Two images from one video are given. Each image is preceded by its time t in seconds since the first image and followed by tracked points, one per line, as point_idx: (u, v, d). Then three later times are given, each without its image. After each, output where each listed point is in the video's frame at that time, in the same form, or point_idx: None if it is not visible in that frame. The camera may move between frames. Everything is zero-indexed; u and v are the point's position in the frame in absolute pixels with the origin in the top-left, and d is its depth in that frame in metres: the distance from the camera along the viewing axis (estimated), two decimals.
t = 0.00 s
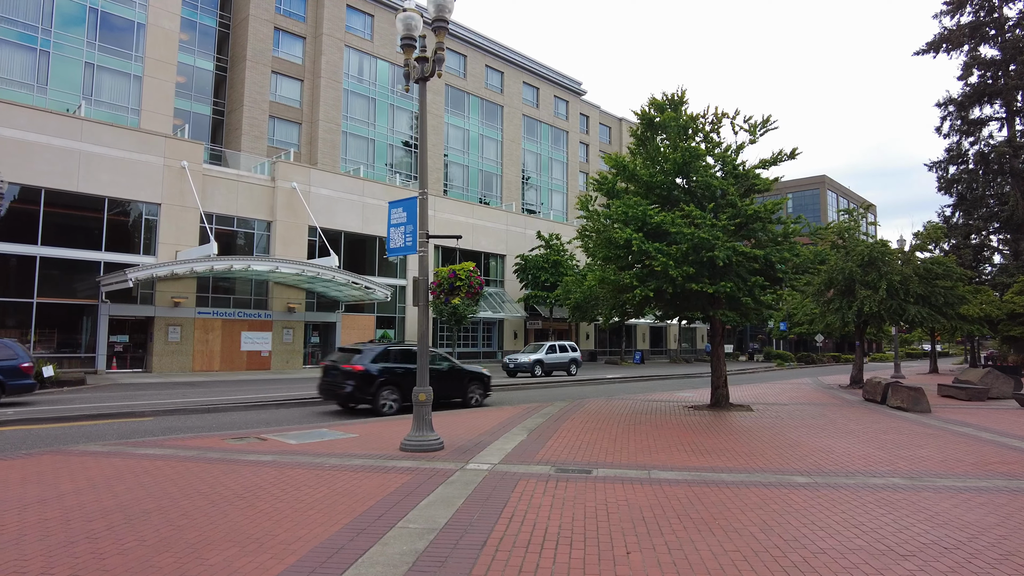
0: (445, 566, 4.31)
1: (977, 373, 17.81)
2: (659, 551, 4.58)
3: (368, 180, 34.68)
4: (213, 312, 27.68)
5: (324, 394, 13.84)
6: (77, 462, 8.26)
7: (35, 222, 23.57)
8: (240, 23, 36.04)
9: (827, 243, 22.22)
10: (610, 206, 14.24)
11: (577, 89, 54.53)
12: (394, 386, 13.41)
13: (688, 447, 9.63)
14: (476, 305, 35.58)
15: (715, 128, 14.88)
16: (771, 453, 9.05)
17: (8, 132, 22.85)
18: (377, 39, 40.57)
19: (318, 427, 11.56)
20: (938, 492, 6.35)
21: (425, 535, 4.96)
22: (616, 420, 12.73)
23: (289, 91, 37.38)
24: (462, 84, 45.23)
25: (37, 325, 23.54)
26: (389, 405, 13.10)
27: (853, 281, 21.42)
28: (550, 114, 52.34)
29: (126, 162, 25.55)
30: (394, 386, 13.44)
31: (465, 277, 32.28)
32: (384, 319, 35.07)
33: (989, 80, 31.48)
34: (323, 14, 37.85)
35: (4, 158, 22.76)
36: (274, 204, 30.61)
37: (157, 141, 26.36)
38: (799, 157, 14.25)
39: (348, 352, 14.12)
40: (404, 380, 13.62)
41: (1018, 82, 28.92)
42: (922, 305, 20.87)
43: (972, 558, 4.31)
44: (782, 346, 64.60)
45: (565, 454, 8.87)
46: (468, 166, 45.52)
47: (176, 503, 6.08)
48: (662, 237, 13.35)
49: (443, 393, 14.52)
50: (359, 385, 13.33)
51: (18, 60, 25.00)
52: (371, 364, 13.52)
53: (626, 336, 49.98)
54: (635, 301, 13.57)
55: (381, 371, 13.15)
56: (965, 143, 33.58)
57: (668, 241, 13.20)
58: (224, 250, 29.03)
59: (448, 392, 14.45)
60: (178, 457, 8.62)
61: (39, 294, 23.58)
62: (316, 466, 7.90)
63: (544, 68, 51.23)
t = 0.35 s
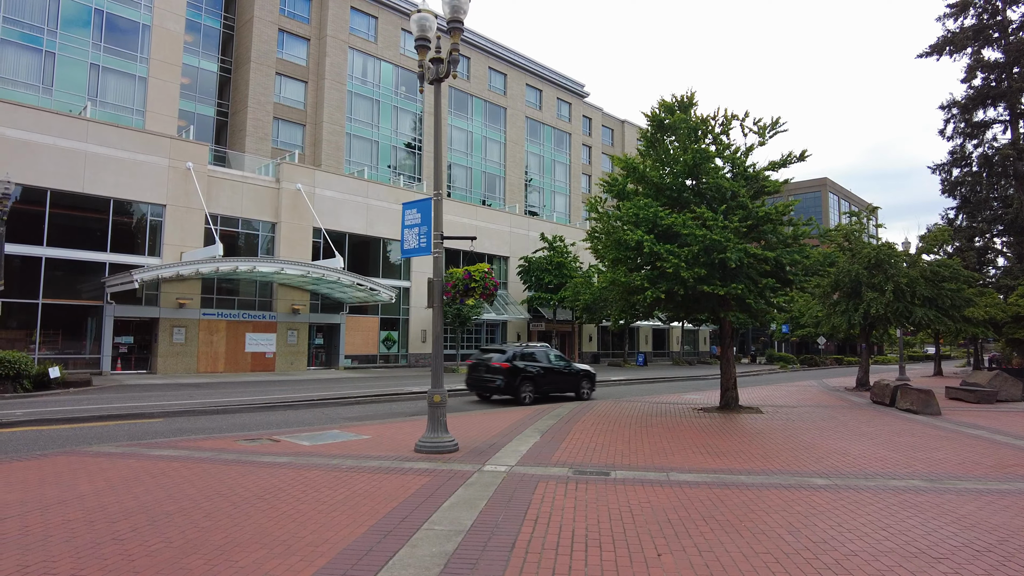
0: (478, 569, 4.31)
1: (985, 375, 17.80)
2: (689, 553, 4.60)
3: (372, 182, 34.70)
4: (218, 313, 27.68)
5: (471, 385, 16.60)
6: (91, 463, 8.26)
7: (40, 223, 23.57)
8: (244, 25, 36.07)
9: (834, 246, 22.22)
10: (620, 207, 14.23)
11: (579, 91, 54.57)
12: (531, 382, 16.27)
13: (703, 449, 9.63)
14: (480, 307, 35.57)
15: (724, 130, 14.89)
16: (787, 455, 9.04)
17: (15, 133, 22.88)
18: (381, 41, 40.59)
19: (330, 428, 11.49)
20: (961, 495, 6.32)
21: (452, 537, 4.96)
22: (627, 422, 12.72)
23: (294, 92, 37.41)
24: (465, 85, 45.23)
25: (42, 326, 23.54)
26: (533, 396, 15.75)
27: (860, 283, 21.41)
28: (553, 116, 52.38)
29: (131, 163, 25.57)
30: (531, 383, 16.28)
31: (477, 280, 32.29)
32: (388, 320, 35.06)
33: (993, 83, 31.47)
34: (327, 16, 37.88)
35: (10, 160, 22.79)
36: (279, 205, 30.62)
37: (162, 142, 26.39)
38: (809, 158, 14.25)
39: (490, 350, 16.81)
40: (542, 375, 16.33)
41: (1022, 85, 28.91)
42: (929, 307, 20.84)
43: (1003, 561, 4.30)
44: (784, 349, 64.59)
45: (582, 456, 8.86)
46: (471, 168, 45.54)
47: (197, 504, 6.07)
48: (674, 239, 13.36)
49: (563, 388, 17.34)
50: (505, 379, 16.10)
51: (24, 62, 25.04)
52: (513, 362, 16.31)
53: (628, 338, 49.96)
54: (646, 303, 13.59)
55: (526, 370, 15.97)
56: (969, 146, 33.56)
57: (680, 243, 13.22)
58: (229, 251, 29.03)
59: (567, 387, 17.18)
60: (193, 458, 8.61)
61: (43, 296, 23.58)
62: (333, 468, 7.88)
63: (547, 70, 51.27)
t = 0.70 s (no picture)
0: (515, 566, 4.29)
1: (1000, 376, 17.70)
2: (726, 550, 4.59)
3: (382, 183, 34.76)
4: (228, 313, 27.79)
5: (580, 381, 19.18)
6: (113, 461, 8.27)
7: (52, 223, 23.67)
8: (254, 25, 36.19)
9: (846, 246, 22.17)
10: (635, 207, 14.23)
11: (587, 92, 54.52)
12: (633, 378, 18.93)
13: (723, 449, 9.58)
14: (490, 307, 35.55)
15: (739, 130, 14.90)
16: (808, 455, 8.99)
17: (27, 132, 23.02)
18: (389, 42, 40.66)
19: (346, 427, 11.49)
20: (991, 495, 6.26)
21: (485, 534, 4.94)
22: (643, 422, 12.70)
23: (303, 93, 37.51)
24: (474, 86, 45.29)
25: (54, 326, 23.66)
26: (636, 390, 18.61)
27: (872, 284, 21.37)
28: (561, 116, 52.38)
29: (143, 163, 25.70)
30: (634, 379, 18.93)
31: (497, 280, 33.93)
32: (397, 320, 35.09)
33: (1004, 83, 31.27)
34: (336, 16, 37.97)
35: (25, 159, 22.95)
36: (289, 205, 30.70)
37: (173, 142, 26.53)
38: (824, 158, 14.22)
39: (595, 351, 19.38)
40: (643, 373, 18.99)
41: None
42: (943, 308, 20.74)
43: None
44: (792, 350, 64.34)
45: (603, 455, 8.86)
46: (480, 168, 45.58)
47: (224, 501, 6.06)
48: (689, 238, 13.38)
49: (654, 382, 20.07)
50: (612, 377, 18.66)
51: (37, 62, 25.19)
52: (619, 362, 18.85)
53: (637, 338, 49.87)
54: (661, 303, 13.62)
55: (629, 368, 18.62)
56: (980, 146, 33.38)
57: (695, 242, 13.22)
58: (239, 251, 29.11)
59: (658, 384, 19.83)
60: (214, 457, 8.62)
61: (55, 295, 23.70)
62: (355, 466, 7.87)
63: (554, 70, 51.25)
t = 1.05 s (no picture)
0: (584, 562, 4.25)
1: None
2: (798, 550, 4.49)
3: (413, 182, 34.97)
4: (265, 311, 28.29)
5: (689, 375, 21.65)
6: (167, 455, 8.44)
7: (96, 224, 24.34)
8: (287, 27, 36.73)
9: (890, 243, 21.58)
10: (676, 203, 14.06)
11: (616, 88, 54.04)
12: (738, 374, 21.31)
13: (773, 448, 9.37)
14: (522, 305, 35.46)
15: (782, 124, 14.61)
16: (864, 454, 8.74)
17: (73, 136, 23.73)
18: (419, 41, 40.90)
19: (389, 422, 11.57)
20: None
21: (547, 530, 4.94)
22: (686, 420, 12.54)
23: (335, 93, 37.93)
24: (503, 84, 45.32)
25: (99, 324, 24.33)
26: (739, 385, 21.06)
27: (917, 281, 20.79)
28: (590, 114, 52.05)
29: (182, 165, 26.31)
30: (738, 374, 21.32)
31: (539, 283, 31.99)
32: (429, 319, 35.30)
33: None
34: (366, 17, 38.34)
35: (71, 162, 23.69)
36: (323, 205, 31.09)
37: (211, 144, 27.11)
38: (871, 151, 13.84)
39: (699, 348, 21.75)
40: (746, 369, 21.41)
41: None
42: (993, 306, 20.04)
43: None
44: (827, 349, 62.97)
45: (652, 453, 8.75)
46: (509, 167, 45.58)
47: (283, 495, 6.14)
48: (732, 234, 13.18)
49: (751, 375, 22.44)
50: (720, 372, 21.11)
51: (81, 68, 25.86)
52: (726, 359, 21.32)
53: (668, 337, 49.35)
54: (704, 299, 13.46)
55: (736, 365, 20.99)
56: None
57: (738, 237, 13.01)
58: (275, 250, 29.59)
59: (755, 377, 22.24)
60: (264, 451, 8.74)
61: (100, 294, 24.39)
62: (404, 461, 7.89)
63: (584, 67, 50.96)
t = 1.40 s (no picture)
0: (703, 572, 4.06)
1: None
2: (939, 568, 4.13)
3: (482, 182, 35.24)
4: (343, 311, 29.22)
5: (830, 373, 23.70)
6: (265, 450, 8.76)
7: (186, 229, 25.84)
8: (359, 33, 37.80)
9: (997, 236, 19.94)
10: (761, 197, 13.45)
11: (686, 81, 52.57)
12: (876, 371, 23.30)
13: (880, 454, 8.77)
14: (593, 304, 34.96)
15: (876, 111, 13.73)
16: (985, 464, 8.03)
17: (165, 145, 25.30)
18: (487, 42, 41.19)
19: (472, 421, 11.56)
20: None
21: (657, 536, 4.83)
22: (777, 424, 11.96)
23: (405, 97, 38.70)
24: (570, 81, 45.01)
25: (189, 323, 25.78)
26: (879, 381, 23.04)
27: None
28: (660, 108, 50.85)
29: (264, 170, 27.55)
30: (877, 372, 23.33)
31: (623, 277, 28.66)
32: (499, 318, 35.48)
33: None
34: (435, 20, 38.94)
35: (165, 171, 25.25)
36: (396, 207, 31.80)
37: (290, 149, 28.27)
38: (979, 136, 12.80)
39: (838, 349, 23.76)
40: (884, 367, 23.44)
41: None
42: None
43: None
44: (919, 350, 59.07)
45: (749, 458, 8.37)
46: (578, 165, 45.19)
47: (382, 492, 6.22)
48: (824, 227, 12.48)
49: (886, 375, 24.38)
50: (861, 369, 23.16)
51: (171, 80, 27.46)
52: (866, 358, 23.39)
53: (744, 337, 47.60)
54: (793, 296, 12.80)
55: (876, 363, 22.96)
56: None
57: (830, 230, 12.30)
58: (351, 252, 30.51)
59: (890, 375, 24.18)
60: (355, 448, 8.93)
61: (189, 294, 25.85)
62: (493, 460, 7.86)
63: (652, 61, 49.87)
